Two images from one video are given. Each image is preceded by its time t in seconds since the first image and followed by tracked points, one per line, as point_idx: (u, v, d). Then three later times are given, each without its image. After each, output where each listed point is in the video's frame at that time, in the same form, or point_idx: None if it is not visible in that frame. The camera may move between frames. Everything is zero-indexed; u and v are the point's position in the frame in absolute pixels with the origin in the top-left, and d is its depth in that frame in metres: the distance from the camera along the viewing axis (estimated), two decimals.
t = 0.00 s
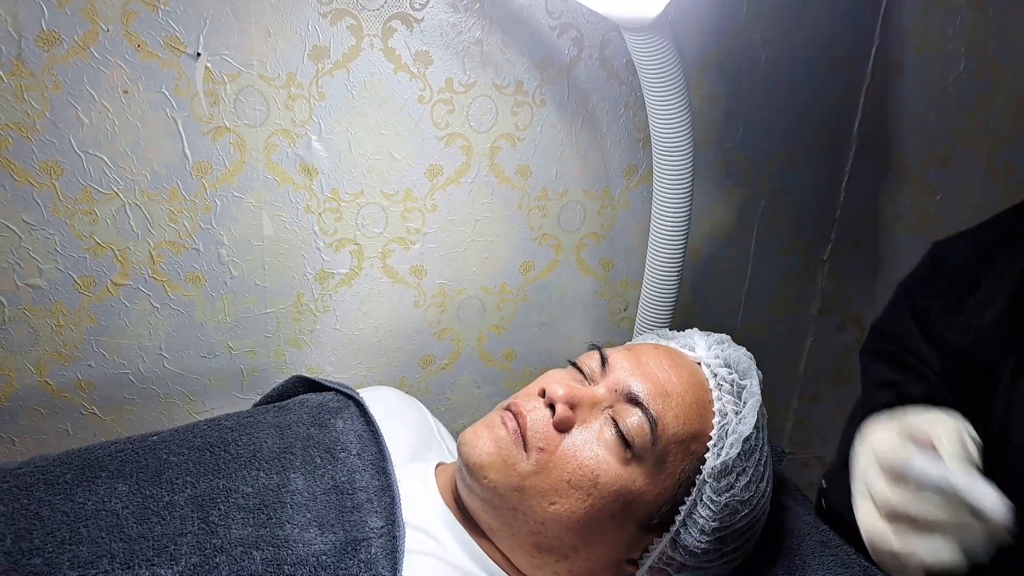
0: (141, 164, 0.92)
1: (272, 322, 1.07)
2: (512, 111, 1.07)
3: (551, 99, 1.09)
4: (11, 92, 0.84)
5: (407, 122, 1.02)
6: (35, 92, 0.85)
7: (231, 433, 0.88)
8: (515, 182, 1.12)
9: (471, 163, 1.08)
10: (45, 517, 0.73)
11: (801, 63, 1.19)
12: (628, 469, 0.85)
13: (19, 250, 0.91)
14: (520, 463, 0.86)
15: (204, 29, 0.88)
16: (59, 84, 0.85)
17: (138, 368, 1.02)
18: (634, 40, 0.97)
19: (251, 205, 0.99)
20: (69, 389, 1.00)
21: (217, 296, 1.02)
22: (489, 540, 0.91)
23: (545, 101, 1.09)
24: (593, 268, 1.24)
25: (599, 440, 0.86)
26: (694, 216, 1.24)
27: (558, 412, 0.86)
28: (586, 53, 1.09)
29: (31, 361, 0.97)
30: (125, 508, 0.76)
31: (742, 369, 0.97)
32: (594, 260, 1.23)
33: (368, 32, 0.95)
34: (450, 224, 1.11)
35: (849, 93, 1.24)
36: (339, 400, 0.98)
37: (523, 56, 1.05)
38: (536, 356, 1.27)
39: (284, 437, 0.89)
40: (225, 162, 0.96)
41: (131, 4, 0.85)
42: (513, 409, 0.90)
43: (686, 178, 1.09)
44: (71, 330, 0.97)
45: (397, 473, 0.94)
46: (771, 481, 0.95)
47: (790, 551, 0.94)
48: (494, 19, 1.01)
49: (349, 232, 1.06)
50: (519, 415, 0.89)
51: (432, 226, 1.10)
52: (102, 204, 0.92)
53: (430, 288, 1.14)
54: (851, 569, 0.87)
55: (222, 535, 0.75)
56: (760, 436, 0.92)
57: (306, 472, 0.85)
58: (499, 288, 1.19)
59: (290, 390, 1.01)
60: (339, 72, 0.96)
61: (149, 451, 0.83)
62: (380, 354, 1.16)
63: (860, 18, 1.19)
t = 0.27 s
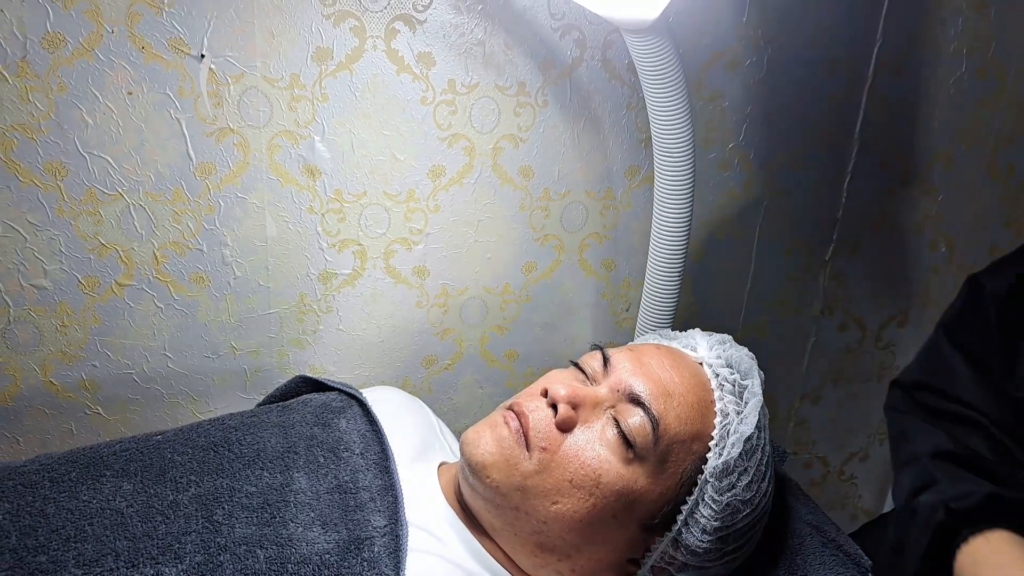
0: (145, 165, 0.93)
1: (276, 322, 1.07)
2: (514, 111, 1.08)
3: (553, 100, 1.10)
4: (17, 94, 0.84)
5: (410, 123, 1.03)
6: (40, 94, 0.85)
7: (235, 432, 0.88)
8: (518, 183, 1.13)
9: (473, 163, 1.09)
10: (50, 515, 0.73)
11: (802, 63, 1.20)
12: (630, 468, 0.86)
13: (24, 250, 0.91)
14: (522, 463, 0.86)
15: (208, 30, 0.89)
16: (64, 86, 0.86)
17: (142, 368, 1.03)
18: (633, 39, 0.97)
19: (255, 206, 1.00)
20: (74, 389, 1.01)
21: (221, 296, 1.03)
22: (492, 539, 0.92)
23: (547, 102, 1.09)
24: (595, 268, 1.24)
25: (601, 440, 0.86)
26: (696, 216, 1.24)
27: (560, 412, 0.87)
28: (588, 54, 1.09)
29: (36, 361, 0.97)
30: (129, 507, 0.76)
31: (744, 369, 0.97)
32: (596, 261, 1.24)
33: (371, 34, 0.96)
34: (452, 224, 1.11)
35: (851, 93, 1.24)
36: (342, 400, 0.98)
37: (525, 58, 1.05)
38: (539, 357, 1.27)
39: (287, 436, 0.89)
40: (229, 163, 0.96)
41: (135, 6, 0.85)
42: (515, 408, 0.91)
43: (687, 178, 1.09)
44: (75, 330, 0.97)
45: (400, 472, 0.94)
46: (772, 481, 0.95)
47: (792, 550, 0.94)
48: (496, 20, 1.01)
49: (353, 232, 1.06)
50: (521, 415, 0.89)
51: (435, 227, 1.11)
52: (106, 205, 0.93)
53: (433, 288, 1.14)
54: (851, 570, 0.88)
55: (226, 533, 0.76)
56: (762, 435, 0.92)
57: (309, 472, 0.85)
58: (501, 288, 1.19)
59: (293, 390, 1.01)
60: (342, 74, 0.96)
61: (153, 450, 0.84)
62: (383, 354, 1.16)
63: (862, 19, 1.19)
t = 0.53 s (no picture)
0: (148, 164, 0.93)
1: (278, 321, 1.08)
2: (516, 111, 1.08)
3: (554, 100, 1.10)
4: (21, 93, 0.85)
5: (412, 123, 1.03)
6: (44, 93, 0.86)
7: (237, 430, 0.89)
8: (519, 183, 1.13)
9: (475, 163, 1.09)
10: (54, 511, 0.74)
11: (804, 63, 1.20)
12: (631, 466, 0.86)
13: (28, 249, 0.92)
14: (525, 460, 0.86)
15: (211, 30, 0.89)
16: (68, 85, 0.86)
17: (145, 367, 1.03)
18: (634, 39, 0.98)
19: (258, 205, 1.00)
20: (77, 387, 1.01)
21: (223, 295, 1.03)
22: (494, 537, 0.92)
23: (549, 102, 1.10)
24: (597, 268, 1.25)
25: (603, 437, 0.87)
26: (697, 216, 1.24)
27: (562, 410, 0.87)
28: (589, 55, 1.09)
29: (39, 359, 0.98)
30: (133, 504, 0.76)
31: (745, 368, 0.97)
32: (598, 261, 1.24)
33: (374, 34, 0.96)
34: (454, 224, 1.12)
35: (853, 93, 1.24)
36: (344, 398, 0.99)
37: (527, 58, 1.06)
38: (540, 356, 1.28)
39: (290, 433, 0.90)
40: (232, 162, 0.97)
41: (139, 6, 0.86)
42: (517, 405, 0.91)
43: (689, 178, 1.09)
44: (78, 329, 0.98)
45: (401, 470, 0.94)
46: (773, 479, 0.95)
47: (792, 548, 0.94)
48: (498, 21, 1.02)
49: (355, 232, 1.06)
50: (523, 412, 0.90)
51: (437, 226, 1.11)
52: (110, 204, 0.93)
53: (435, 288, 1.15)
54: (851, 568, 0.89)
55: (229, 530, 0.76)
56: (763, 434, 0.92)
57: (312, 469, 0.85)
58: (503, 288, 1.20)
59: (295, 389, 1.01)
60: (344, 74, 0.97)
61: (157, 447, 0.84)
62: (385, 353, 1.16)
63: (863, 19, 1.20)
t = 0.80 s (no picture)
0: (154, 166, 0.94)
1: (282, 321, 1.08)
2: (519, 113, 1.09)
3: (557, 101, 1.10)
4: (28, 96, 0.86)
5: (415, 125, 1.04)
6: (51, 96, 0.86)
7: (243, 430, 0.89)
8: (522, 184, 1.14)
9: (478, 164, 1.10)
10: (62, 512, 0.74)
11: (805, 64, 1.20)
12: (634, 465, 0.87)
13: (35, 250, 0.92)
14: (528, 459, 0.87)
15: (216, 33, 0.90)
16: (74, 88, 0.87)
17: (150, 367, 1.04)
18: (637, 41, 0.98)
19: (262, 207, 1.01)
20: (83, 387, 1.02)
21: (228, 296, 1.04)
22: (497, 536, 0.93)
23: (551, 103, 1.10)
24: (599, 269, 1.25)
25: (606, 437, 0.87)
26: (699, 217, 1.25)
27: (566, 409, 0.87)
28: (591, 56, 1.10)
29: (45, 360, 0.98)
30: (140, 503, 0.77)
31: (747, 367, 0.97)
32: (600, 261, 1.24)
33: (377, 36, 0.97)
34: (458, 225, 1.12)
35: (855, 94, 1.25)
36: (348, 399, 0.99)
37: (529, 60, 1.06)
38: (543, 356, 1.28)
39: (295, 434, 0.90)
40: (237, 164, 0.97)
41: (144, 10, 0.86)
42: (522, 405, 0.92)
43: (691, 179, 1.10)
44: (84, 329, 0.98)
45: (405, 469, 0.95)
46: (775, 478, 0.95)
47: (794, 548, 0.95)
48: (501, 23, 1.02)
49: (359, 233, 1.07)
50: (527, 411, 0.90)
51: (440, 227, 1.11)
52: (116, 205, 0.94)
53: (438, 288, 1.15)
54: (853, 567, 0.89)
55: (235, 529, 0.77)
56: (765, 433, 0.93)
57: (316, 469, 0.86)
58: (506, 288, 1.20)
59: (299, 390, 1.02)
60: (348, 76, 0.97)
61: (163, 447, 0.85)
62: (388, 354, 1.17)
63: (865, 20, 1.20)
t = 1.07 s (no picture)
0: (158, 167, 0.94)
1: (286, 322, 1.09)
2: (521, 114, 1.09)
3: (559, 102, 1.11)
4: (33, 98, 0.86)
5: (419, 126, 1.04)
6: (56, 98, 0.87)
7: (247, 430, 0.90)
8: (525, 185, 1.14)
9: (480, 165, 1.10)
10: (69, 512, 0.75)
11: (807, 65, 1.20)
12: (638, 465, 0.87)
13: (40, 251, 0.93)
14: (533, 458, 0.87)
15: (220, 35, 0.90)
16: (79, 90, 0.87)
17: (154, 367, 1.04)
18: (639, 42, 0.99)
19: (266, 208, 1.01)
20: (88, 388, 1.02)
21: (232, 297, 1.04)
22: (501, 535, 0.93)
23: (554, 104, 1.11)
24: (602, 270, 1.25)
25: (610, 436, 0.88)
26: (702, 217, 1.25)
27: (570, 409, 0.88)
28: (594, 57, 1.10)
29: (50, 361, 0.99)
30: (146, 503, 0.77)
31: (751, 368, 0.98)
32: (603, 262, 1.25)
33: (380, 38, 0.97)
34: (460, 226, 1.13)
35: (857, 95, 1.25)
36: (352, 399, 1.00)
37: (532, 62, 1.06)
38: (546, 356, 1.28)
39: (299, 434, 0.91)
40: (241, 165, 0.98)
41: (149, 12, 0.87)
42: (526, 404, 0.92)
43: (694, 179, 1.10)
44: (89, 330, 0.99)
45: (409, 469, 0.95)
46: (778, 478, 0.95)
47: (797, 548, 0.95)
48: (503, 24, 1.03)
49: (362, 234, 1.07)
50: (531, 410, 0.90)
51: (443, 228, 1.12)
52: (120, 206, 0.94)
53: (441, 289, 1.16)
54: (856, 568, 0.90)
55: (240, 529, 0.77)
56: (768, 433, 0.93)
57: (321, 469, 0.86)
58: (508, 289, 1.21)
59: (303, 390, 1.02)
60: (352, 77, 0.98)
61: (168, 447, 0.85)
62: (391, 355, 1.17)
63: (867, 21, 1.20)
